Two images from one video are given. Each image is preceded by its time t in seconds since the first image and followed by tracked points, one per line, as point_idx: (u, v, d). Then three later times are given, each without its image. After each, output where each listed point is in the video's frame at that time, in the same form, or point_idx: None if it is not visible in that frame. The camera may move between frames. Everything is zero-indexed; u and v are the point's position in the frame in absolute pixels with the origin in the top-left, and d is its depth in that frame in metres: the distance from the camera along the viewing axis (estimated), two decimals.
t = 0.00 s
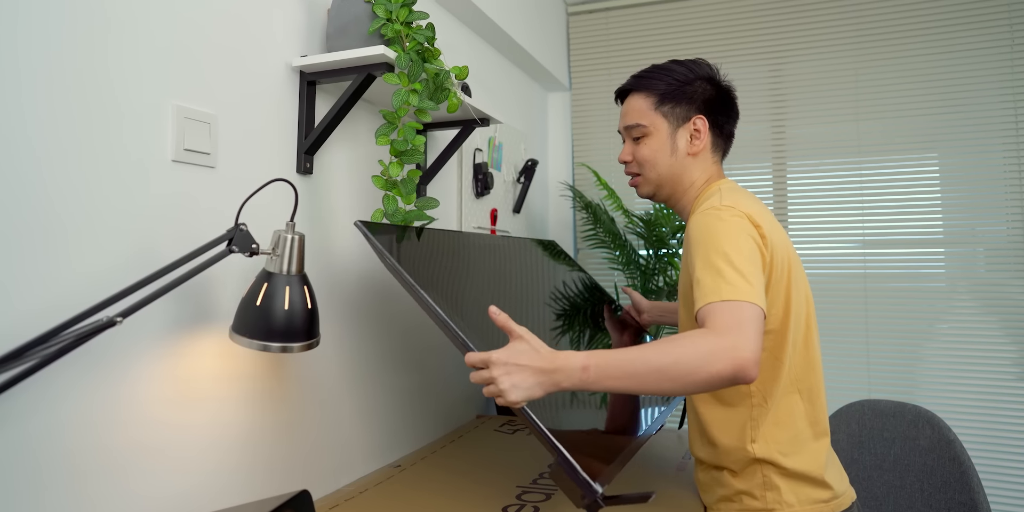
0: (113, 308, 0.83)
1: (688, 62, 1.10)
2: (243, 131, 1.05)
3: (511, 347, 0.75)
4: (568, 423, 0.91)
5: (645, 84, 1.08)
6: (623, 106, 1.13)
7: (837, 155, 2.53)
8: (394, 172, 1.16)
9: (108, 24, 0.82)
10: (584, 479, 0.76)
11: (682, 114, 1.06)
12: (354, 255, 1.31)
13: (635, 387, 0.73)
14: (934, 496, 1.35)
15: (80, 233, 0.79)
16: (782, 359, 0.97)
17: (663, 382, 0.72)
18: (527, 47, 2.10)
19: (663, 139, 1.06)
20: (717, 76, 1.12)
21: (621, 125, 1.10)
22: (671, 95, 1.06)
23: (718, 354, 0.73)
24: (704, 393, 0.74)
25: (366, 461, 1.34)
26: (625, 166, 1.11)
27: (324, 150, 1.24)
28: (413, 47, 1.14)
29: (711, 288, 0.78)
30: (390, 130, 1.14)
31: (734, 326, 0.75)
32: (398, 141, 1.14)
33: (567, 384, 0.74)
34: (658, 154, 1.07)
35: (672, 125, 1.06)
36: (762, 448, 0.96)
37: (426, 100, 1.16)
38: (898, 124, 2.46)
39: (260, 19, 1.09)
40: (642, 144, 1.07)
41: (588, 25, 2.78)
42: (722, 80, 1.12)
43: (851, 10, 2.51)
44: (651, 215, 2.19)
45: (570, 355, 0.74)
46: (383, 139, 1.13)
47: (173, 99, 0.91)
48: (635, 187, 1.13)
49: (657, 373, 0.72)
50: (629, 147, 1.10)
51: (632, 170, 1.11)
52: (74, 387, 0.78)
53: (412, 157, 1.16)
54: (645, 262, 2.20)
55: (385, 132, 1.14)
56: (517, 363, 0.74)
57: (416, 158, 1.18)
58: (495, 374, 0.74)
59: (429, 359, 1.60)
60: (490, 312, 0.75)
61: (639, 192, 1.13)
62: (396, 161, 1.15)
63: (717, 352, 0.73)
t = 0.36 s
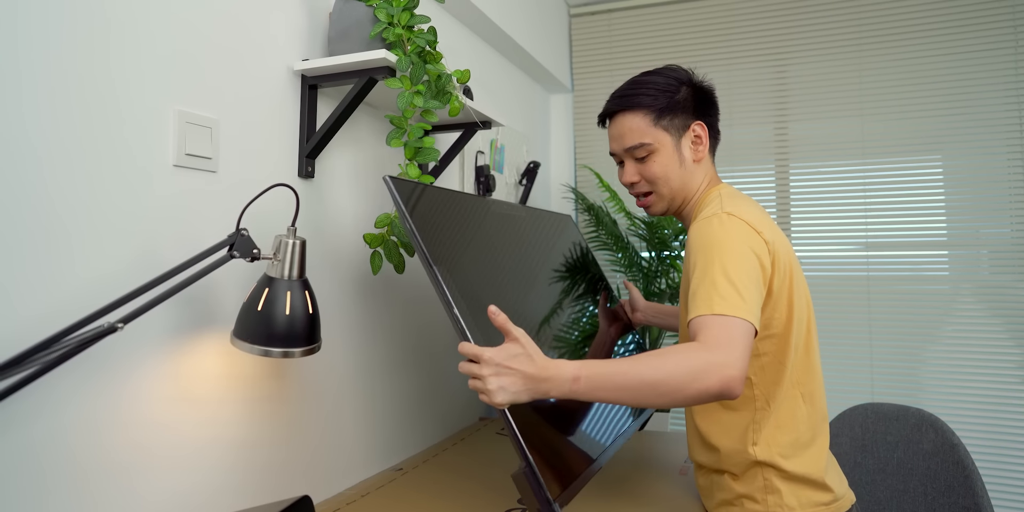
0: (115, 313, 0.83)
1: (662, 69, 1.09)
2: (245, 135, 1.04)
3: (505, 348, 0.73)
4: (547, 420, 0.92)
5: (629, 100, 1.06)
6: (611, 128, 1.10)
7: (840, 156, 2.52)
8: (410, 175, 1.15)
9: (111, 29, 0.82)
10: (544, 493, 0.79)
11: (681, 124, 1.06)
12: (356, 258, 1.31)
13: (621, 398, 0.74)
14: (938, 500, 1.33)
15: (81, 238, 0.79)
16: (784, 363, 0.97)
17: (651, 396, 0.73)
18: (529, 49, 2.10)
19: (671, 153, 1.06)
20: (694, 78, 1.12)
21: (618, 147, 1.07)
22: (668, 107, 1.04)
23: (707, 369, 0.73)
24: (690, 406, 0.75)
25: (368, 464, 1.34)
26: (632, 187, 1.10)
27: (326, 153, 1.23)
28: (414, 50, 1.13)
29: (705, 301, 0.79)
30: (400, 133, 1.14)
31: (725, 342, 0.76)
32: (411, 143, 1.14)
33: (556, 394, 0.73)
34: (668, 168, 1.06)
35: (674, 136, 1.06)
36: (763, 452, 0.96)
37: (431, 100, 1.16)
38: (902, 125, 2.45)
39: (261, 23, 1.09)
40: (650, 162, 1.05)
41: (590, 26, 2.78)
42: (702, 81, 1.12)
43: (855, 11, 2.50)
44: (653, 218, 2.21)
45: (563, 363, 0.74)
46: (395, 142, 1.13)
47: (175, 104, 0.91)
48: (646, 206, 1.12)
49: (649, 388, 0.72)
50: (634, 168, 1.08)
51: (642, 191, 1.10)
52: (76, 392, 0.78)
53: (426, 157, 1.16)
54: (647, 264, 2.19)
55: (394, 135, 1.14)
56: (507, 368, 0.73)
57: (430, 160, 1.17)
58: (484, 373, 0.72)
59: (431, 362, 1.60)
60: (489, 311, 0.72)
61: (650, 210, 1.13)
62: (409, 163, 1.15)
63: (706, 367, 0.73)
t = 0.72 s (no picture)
0: (117, 317, 0.83)
1: (661, 73, 1.09)
2: (247, 139, 1.05)
3: (483, 361, 0.72)
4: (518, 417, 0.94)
5: (629, 105, 1.06)
6: (611, 131, 1.10)
7: (841, 157, 2.52)
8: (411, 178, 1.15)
9: (112, 34, 0.83)
10: (495, 506, 0.81)
11: (682, 128, 1.06)
12: (356, 261, 1.31)
13: (595, 411, 0.74)
14: (939, 502, 1.33)
15: (82, 243, 0.79)
16: (788, 368, 0.97)
17: (623, 409, 0.73)
18: (530, 50, 2.10)
19: (671, 158, 1.06)
20: (694, 80, 1.12)
21: (619, 151, 1.07)
22: (669, 113, 1.04)
23: (681, 381, 0.74)
24: (661, 416, 0.76)
25: (369, 466, 1.34)
26: (631, 192, 1.10)
27: (326, 156, 1.24)
28: (415, 52, 1.14)
29: (691, 310, 0.80)
30: (401, 136, 1.14)
31: (700, 355, 0.77)
32: (411, 146, 1.14)
33: (529, 409, 0.73)
34: (668, 173, 1.06)
35: (675, 141, 1.06)
36: (767, 455, 0.96)
37: (431, 104, 1.16)
38: (903, 126, 2.45)
39: (262, 27, 1.09)
40: (650, 167, 1.06)
41: (591, 27, 2.78)
42: (701, 84, 1.12)
43: (856, 11, 2.50)
44: (654, 220, 2.22)
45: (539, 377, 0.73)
46: (396, 145, 1.13)
47: (176, 107, 0.92)
48: (644, 210, 1.12)
49: (622, 401, 0.73)
50: (634, 173, 1.08)
51: (641, 195, 1.10)
52: (78, 396, 0.78)
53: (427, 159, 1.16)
54: (648, 266, 2.20)
55: (395, 138, 1.14)
56: (481, 382, 0.72)
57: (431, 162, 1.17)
58: (457, 383, 0.72)
59: (432, 364, 1.60)
60: (468, 325, 0.71)
61: (650, 213, 1.13)
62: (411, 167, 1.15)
63: (682, 380, 0.74)
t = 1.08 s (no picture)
0: (124, 321, 0.84)
1: (670, 74, 1.09)
2: (252, 142, 1.06)
3: (482, 372, 0.74)
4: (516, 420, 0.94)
5: (637, 104, 1.06)
6: (617, 131, 1.10)
7: (844, 158, 2.52)
8: (408, 182, 1.15)
9: (117, 41, 0.83)
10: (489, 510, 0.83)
11: (689, 129, 1.06)
12: (361, 264, 1.32)
13: (595, 421, 0.74)
14: (942, 504, 1.33)
15: (89, 247, 0.79)
16: (791, 370, 0.97)
17: (624, 418, 0.74)
18: (532, 52, 2.11)
19: (678, 159, 1.06)
20: (702, 82, 1.12)
21: (625, 151, 1.08)
22: (677, 113, 1.05)
23: (681, 387, 0.75)
24: (661, 422, 0.76)
25: (373, 468, 1.35)
26: (637, 192, 1.10)
27: (329, 160, 1.24)
28: (417, 56, 1.13)
29: (693, 315, 0.81)
30: (401, 139, 1.14)
31: (696, 359, 0.78)
32: (411, 150, 1.14)
33: (530, 420, 0.73)
34: (673, 174, 1.06)
35: (682, 142, 1.06)
36: (771, 458, 0.96)
37: (433, 108, 1.15)
38: (906, 126, 2.45)
39: (267, 31, 1.10)
40: (657, 168, 1.06)
41: (593, 28, 2.78)
42: (710, 86, 1.12)
43: (859, 12, 2.50)
44: (657, 221, 2.22)
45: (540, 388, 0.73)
46: (395, 149, 1.13)
47: (182, 111, 0.92)
48: (649, 209, 1.13)
49: (621, 409, 0.73)
50: (640, 172, 1.08)
51: (647, 195, 1.10)
52: (85, 399, 0.79)
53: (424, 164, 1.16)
54: (651, 267, 2.21)
55: (396, 142, 1.14)
56: (482, 394, 0.73)
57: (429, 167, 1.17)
58: (457, 394, 0.74)
59: (436, 365, 1.60)
60: (466, 339, 0.72)
61: (654, 213, 1.14)
62: (408, 171, 1.15)
63: (681, 385, 0.75)
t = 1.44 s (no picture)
0: (134, 327, 0.84)
1: (694, 73, 1.09)
2: (260, 147, 1.06)
3: (519, 388, 0.74)
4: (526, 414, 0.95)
5: (660, 104, 1.06)
6: (641, 131, 1.10)
7: (849, 159, 2.51)
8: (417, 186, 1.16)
9: (126, 48, 0.84)
10: None
11: (714, 128, 1.06)
12: (368, 267, 1.32)
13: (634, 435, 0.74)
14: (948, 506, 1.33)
15: (99, 252, 0.80)
16: (814, 376, 0.97)
17: (663, 430, 0.74)
18: (537, 55, 2.11)
19: (702, 158, 1.06)
20: (726, 81, 1.12)
21: (648, 151, 1.08)
22: (701, 112, 1.05)
23: (721, 396, 0.75)
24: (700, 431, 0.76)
25: (381, 471, 1.35)
26: (661, 192, 1.10)
27: (337, 163, 1.25)
28: (424, 61, 1.14)
29: (728, 321, 0.81)
30: (409, 143, 1.14)
31: (735, 367, 0.78)
32: (419, 154, 1.15)
33: (569, 435, 0.73)
34: (698, 175, 1.07)
35: (706, 141, 1.06)
36: (788, 463, 0.97)
37: (440, 111, 1.16)
38: (911, 128, 2.45)
39: (274, 36, 1.10)
40: (681, 168, 1.06)
41: (597, 30, 2.79)
42: (733, 85, 1.12)
43: (863, 13, 2.50)
44: (661, 222, 2.23)
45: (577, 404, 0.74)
46: (403, 153, 1.14)
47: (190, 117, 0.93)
48: (672, 210, 1.13)
49: (660, 422, 0.74)
50: (664, 172, 1.09)
51: (671, 196, 1.10)
52: (94, 405, 0.79)
53: (432, 168, 1.17)
54: (656, 268, 2.21)
55: (404, 145, 1.14)
56: (520, 410, 0.74)
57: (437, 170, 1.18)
58: (495, 410, 0.75)
59: (443, 368, 1.61)
60: (501, 357, 0.72)
61: (678, 214, 1.13)
62: (417, 174, 1.15)
63: (721, 393, 0.75)
